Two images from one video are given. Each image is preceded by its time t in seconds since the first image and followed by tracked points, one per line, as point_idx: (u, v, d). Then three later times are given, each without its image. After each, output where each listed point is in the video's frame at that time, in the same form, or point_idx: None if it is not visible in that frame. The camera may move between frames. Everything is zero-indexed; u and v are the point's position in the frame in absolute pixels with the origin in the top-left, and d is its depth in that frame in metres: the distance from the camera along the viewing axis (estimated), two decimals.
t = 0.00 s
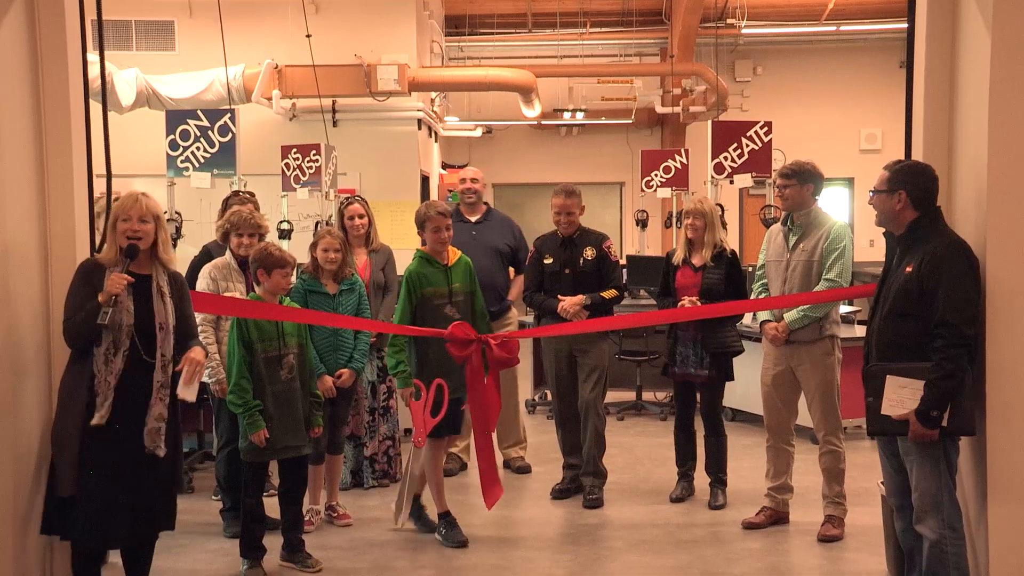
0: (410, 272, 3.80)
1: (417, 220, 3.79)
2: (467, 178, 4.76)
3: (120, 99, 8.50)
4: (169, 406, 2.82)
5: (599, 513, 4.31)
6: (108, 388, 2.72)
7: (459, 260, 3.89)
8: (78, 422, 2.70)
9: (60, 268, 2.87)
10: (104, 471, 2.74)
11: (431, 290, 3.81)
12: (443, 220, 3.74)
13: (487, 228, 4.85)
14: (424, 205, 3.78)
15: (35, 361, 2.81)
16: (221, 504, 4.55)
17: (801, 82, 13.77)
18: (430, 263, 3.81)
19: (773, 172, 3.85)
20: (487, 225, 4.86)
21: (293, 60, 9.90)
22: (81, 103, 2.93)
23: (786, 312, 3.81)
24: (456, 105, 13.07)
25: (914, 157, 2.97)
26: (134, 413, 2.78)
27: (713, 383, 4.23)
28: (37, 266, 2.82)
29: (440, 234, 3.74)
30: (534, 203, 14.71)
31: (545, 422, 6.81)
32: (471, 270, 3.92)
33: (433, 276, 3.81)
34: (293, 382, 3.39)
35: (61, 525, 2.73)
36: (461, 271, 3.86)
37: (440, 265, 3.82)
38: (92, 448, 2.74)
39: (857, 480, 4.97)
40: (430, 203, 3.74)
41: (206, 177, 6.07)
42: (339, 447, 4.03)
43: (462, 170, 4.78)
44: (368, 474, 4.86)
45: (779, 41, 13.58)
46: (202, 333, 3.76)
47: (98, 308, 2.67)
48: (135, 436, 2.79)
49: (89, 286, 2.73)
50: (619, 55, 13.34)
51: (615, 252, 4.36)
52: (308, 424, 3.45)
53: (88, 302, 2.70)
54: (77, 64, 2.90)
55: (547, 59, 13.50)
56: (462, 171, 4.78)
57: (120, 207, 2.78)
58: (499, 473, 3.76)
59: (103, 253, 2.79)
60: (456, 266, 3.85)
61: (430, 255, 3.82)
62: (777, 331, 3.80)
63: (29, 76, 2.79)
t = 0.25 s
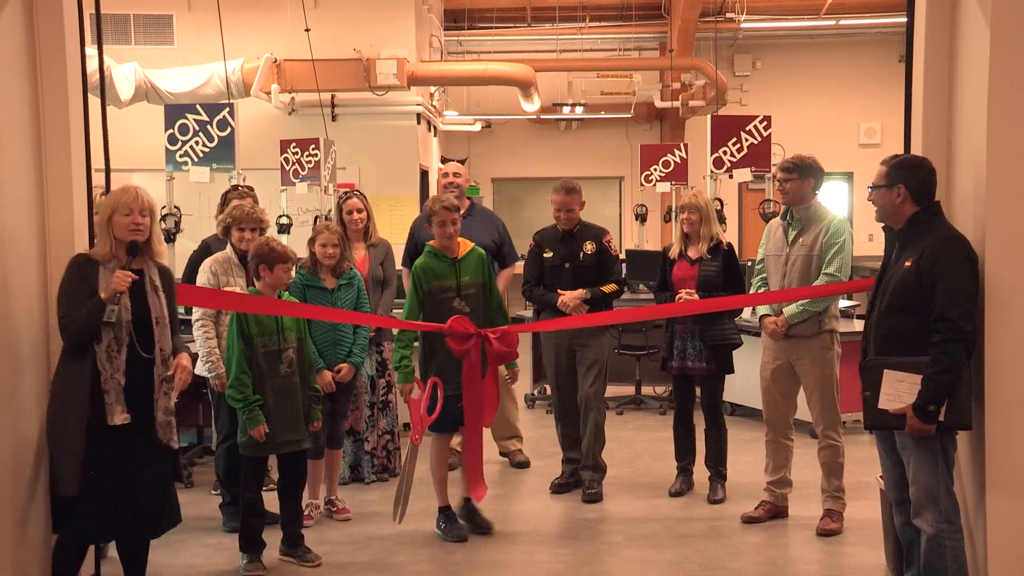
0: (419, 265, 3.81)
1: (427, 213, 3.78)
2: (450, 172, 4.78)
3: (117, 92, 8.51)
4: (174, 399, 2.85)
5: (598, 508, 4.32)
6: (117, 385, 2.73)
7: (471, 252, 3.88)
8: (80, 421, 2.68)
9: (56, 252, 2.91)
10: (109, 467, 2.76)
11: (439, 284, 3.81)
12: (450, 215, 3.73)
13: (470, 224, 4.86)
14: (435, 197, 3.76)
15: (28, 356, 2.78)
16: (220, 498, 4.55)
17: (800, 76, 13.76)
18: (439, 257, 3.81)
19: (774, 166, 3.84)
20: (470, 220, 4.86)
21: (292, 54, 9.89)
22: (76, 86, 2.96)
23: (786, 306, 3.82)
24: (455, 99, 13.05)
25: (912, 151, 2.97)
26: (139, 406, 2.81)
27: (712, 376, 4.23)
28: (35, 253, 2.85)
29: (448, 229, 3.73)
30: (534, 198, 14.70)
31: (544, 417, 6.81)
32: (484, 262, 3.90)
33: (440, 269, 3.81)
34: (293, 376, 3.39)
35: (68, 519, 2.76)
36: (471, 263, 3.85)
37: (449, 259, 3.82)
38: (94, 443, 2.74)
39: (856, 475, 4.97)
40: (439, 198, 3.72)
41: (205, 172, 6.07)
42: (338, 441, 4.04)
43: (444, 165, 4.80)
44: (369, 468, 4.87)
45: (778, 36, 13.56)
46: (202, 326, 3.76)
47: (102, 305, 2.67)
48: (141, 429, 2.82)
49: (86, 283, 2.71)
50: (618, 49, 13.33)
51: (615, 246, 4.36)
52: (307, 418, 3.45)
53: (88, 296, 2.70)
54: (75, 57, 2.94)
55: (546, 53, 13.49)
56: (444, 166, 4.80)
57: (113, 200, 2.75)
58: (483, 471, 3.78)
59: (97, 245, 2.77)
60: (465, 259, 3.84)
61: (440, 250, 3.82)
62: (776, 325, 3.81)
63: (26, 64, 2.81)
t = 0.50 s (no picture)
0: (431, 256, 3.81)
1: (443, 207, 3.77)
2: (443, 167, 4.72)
3: (117, 88, 8.57)
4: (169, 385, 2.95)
5: (598, 503, 4.32)
6: (123, 382, 2.77)
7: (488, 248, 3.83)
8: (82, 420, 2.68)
9: (53, 251, 2.90)
10: (109, 465, 2.80)
11: (449, 278, 3.80)
12: (463, 209, 3.70)
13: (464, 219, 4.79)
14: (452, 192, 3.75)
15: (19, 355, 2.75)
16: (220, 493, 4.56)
17: (799, 70, 13.75)
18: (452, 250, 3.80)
19: (774, 162, 3.84)
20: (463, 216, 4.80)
21: (291, 49, 9.87)
22: (76, 85, 2.96)
23: (785, 301, 3.81)
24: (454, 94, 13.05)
25: (911, 147, 2.97)
26: (138, 400, 2.86)
27: (711, 372, 4.23)
28: (34, 253, 2.86)
29: (460, 223, 3.70)
30: (533, 194, 14.69)
31: (544, 412, 6.81)
32: (501, 260, 3.84)
33: (450, 261, 3.80)
34: (292, 371, 3.39)
35: (65, 520, 2.77)
36: (484, 259, 3.80)
37: (461, 253, 3.80)
38: (93, 441, 2.76)
39: (855, 470, 4.97)
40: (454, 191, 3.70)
41: (205, 167, 6.07)
42: (338, 437, 4.04)
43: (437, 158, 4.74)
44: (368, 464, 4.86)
45: (778, 31, 13.55)
46: (201, 321, 3.77)
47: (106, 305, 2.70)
48: (140, 423, 2.86)
49: (79, 283, 2.71)
50: (617, 44, 13.32)
51: (614, 242, 4.36)
52: (307, 413, 3.45)
53: (84, 297, 2.71)
54: (75, 52, 2.94)
55: (546, 49, 13.48)
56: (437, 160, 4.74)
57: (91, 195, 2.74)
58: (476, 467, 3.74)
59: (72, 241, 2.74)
60: (479, 254, 3.79)
61: (455, 244, 3.80)
62: (776, 320, 3.80)
63: (25, 63, 2.82)
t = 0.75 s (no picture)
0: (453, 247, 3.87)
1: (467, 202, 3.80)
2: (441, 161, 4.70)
3: (116, 83, 8.50)
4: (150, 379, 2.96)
5: (597, 498, 4.33)
6: (110, 383, 2.79)
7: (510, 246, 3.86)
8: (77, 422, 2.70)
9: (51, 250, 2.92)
10: (103, 467, 2.80)
11: (466, 271, 3.84)
12: (486, 206, 3.73)
13: (461, 216, 4.77)
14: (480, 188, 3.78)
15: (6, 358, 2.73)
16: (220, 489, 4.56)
17: (799, 66, 13.75)
18: (473, 245, 3.84)
19: (774, 157, 3.85)
20: (461, 212, 4.77)
21: (291, 44, 9.86)
22: (75, 84, 3.00)
23: (785, 296, 3.81)
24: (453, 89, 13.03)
25: (911, 142, 2.97)
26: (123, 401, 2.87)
27: (709, 367, 4.24)
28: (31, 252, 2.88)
29: (481, 220, 3.74)
30: (532, 189, 14.68)
31: (543, 407, 6.82)
32: (523, 259, 3.87)
33: (470, 256, 3.84)
34: (291, 367, 3.39)
35: (61, 522, 2.76)
36: (504, 257, 3.83)
37: (481, 248, 3.83)
38: (86, 444, 2.76)
39: (854, 465, 4.98)
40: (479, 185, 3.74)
41: (203, 162, 6.06)
42: (338, 432, 4.04)
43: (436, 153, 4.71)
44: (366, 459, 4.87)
45: (777, 26, 13.54)
46: (202, 316, 3.77)
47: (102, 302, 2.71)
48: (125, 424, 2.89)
49: (67, 279, 2.71)
50: (617, 39, 13.33)
51: (613, 238, 4.36)
52: (306, 409, 3.45)
53: (74, 295, 2.71)
54: (72, 47, 2.97)
55: (545, 44, 13.47)
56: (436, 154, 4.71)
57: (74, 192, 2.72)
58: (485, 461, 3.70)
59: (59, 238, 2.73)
60: (499, 250, 3.83)
61: (481, 241, 3.84)
62: (776, 315, 3.80)
63: (25, 61, 2.84)
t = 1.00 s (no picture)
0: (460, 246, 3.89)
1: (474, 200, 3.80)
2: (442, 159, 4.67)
3: (116, 81, 8.49)
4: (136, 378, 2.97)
5: (596, 496, 4.33)
6: (95, 383, 2.76)
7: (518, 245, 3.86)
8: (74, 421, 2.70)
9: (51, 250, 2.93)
10: (102, 466, 2.79)
11: (471, 269, 3.85)
12: (493, 206, 3.72)
13: (460, 215, 4.76)
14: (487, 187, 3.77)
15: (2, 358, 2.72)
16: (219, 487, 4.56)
17: (798, 64, 13.74)
18: (479, 244, 3.85)
19: (775, 156, 3.84)
20: (460, 212, 4.76)
21: (290, 42, 9.86)
22: (75, 85, 3.01)
23: (785, 295, 3.81)
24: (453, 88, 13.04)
25: (911, 140, 2.97)
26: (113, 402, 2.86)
27: (707, 365, 4.24)
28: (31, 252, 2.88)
29: (488, 219, 3.74)
30: (532, 188, 14.68)
31: (543, 406, 6.82)
32: (529, 258, 3.86)
33: (476, 254, 3.85)
34: (290, 366, 3.38)
35: (60, 522, 2.73)
36: (508, 257, 3.83)
37: (485, 246, 3.84)
38: (85, 443, 2.76)
39: (853, 463, 4.98)
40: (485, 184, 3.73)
41: (203, 161, 6.06)
42: (337, 430, 4.04)
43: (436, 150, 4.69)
44: (366, 458, 4.87)
45: (777, 24, 13.54)
46: (202, 313, 3.78)
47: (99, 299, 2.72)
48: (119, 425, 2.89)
49: (64, 277, 2.71)
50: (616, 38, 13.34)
51: (613, 236, 4.35)
52: (305, 408, 3.45)
53: (71, 294, 2.72)
54: (72, 46, 2.97)
55: (545, 42, 13.47)
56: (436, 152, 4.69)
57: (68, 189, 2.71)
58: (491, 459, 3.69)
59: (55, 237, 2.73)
60: (504, 250, 3.83)
61: (489, 241, 3.84)
62: (776, 313, 3.80)
63: (25, 62, 2.84)
